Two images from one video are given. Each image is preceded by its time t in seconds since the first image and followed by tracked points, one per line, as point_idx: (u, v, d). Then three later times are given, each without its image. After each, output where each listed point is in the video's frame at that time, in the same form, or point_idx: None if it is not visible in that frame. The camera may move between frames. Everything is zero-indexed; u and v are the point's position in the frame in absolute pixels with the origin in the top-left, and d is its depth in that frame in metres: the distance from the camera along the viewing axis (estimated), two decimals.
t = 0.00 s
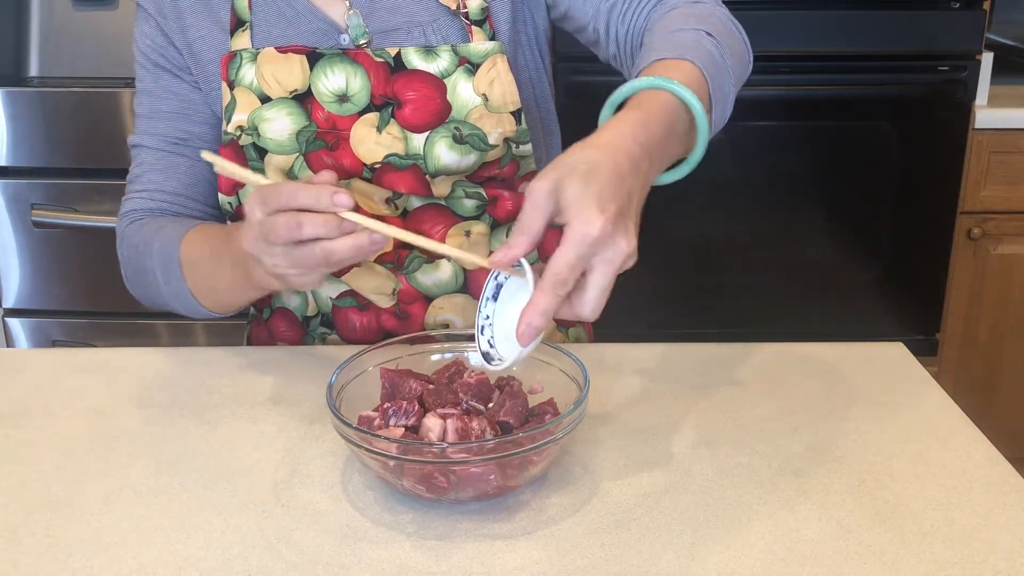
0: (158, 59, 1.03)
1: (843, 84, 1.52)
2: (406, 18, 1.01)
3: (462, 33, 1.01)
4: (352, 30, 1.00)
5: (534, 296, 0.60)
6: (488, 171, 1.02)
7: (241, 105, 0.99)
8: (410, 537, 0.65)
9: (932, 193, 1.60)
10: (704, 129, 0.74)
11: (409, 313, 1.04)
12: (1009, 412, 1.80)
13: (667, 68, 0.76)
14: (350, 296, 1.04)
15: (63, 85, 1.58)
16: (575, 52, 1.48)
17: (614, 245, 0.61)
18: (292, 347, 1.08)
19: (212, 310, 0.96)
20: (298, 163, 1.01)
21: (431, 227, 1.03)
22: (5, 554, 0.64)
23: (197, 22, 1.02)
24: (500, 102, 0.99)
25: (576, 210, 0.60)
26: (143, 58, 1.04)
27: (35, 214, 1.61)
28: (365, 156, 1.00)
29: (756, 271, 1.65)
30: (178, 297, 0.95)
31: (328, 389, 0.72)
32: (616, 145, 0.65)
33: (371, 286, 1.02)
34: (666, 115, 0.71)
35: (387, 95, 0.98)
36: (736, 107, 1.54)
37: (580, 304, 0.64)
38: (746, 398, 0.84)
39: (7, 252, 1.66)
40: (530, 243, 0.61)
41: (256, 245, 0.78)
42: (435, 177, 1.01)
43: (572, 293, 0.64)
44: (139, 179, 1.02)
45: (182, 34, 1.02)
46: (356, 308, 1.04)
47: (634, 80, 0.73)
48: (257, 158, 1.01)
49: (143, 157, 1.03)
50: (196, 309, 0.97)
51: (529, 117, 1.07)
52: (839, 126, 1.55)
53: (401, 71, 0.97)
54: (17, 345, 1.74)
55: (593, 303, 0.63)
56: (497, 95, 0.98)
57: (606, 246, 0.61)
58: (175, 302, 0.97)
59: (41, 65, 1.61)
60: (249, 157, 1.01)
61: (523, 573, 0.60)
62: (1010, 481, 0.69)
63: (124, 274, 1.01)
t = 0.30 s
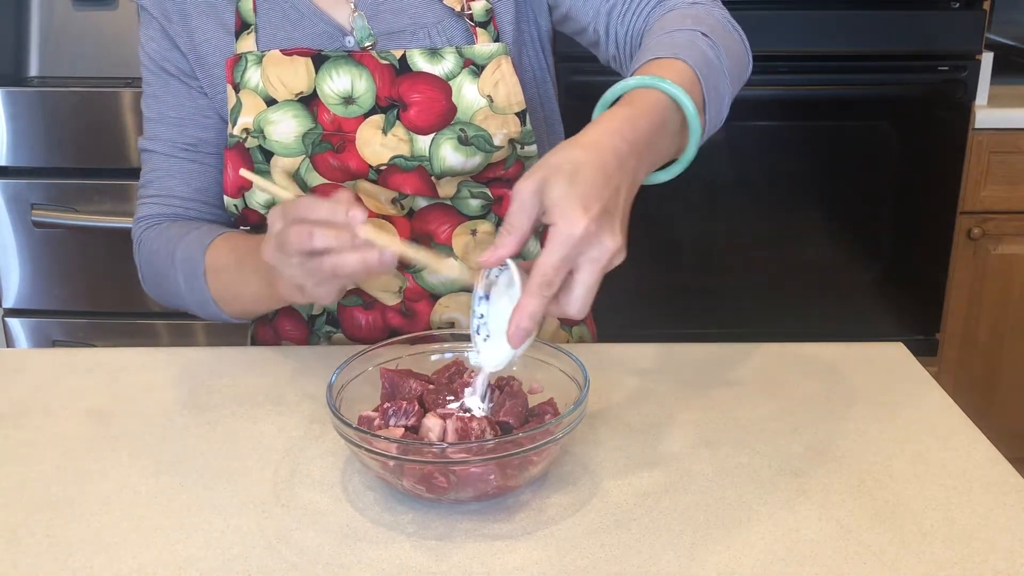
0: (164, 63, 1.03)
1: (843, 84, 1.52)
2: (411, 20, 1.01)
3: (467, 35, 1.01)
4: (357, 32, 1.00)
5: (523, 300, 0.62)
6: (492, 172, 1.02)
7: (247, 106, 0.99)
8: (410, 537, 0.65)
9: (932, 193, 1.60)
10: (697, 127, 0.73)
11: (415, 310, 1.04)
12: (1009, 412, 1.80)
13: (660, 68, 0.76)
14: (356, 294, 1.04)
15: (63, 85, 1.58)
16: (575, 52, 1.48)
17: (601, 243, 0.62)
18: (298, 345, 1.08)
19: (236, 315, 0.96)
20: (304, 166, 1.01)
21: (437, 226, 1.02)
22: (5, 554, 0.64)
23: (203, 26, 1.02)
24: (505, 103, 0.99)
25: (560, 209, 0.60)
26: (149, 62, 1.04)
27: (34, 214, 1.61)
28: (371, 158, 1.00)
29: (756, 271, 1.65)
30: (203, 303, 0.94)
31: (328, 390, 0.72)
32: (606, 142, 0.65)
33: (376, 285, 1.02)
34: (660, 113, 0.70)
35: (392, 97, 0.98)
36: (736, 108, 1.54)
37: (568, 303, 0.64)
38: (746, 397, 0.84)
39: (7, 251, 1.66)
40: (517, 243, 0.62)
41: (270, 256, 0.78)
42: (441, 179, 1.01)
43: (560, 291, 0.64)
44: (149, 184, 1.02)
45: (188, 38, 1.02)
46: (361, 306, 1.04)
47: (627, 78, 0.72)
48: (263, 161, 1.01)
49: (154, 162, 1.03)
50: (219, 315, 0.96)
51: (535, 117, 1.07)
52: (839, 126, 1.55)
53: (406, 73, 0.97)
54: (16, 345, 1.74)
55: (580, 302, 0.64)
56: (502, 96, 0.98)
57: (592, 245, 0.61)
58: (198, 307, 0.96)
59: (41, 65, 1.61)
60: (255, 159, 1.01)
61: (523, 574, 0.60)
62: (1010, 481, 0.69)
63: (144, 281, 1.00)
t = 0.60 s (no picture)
0: (170, 64, 1.04)
1: (842, 84, 1.52)
2: (410, 19, 1.00)
3: (467, 34, 1.01)
4: (357, 32, 1.00)
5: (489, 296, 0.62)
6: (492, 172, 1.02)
7: (248, 106, 0.99)
8: (410, 537, 0.65)
9: (932, 193, 1.60)
10: (677, 119, 0.73)
11: (415, 309, 1.04)
12: (1010, 412, 1.79)
13: (647, 62, 0.76)
14: (357, 293, 1.04)
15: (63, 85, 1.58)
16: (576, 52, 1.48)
17: (565, 238, 0.62)
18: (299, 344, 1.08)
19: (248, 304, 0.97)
20: (304, 165, 1.01)
21: (437, 226, 1.02)
22: (5, 554, 0.64)
23: (206, 25, 1.02)
24: (504, 103, 0.99)
25: (522, 206, 0.61)
26: (156, 63, 1.05)
27: (34, 213, 1.61)
28: (371, 157, 1.00)
29: (756, 271, 1.65)
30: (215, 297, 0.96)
31: (328, 390, 0.72)
32: (578, 137, 0.65)
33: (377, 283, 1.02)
34: (637, 106, 0.70)
35: (392, 97, 0.98)
36: (736, 107, 1.54)
37: (538, 300, 0.65)
38: (746, 397, 0.84)
39: (7, 251, 1.66)
40: (488, 242, 0.65)
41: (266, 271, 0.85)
42: (441, 179, 1.01)
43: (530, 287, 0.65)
44: (157, 183, 1.04)
45: (192, 37, 1.03)
46: (362, 304, 1.04)
47: (605, 73, 0.73)
48: (264, 160, 1.02)
49: (163, 162, 1.05)
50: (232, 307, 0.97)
51: (535, 117, 1.07)
52: (838, 126, 1.55)
53: (405, 73, 0.97)
54: (16, 345, 1.74)
55: (548, 297, 0.64)
56: (501, 96, 0.98)
57: (556, 240, 0.61)
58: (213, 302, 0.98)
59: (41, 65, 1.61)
60: (256, 159, 1.02)
61: (523, 574, 0.60)
62: (1010, 481, 0.69)
63: (160, 280, 1.02)
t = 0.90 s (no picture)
0: (173, 65, 1.05)
1: (842, 84, 1.52)
2: (410, 19, 1.00)
3: (466, 34, 1.00)
4: (357, 31, 1.00)
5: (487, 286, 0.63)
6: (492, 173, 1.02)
7: (251, 106, 0.99)
8: (410, 537, 0.65)
9: (932, 193, 1.60)
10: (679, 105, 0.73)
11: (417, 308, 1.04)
12: (1010, 412, 1.79)
13: (646, 48, 0.76)
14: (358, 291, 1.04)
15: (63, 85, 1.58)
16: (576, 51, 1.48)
17: (563, 226, 0.61)
18: (302, 341, 1.08)
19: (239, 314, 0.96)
20: (306, 165, 1.01)
21: (439, 225, 1.03)
22: (5, 553, 0.64)
23: (207, 26, 1.02)
24: (505, 101, 0.99)
25: (519, 192, 0.61)
26: (160, 64, 1.05)
27: (34, 213, 1.61)
28: (372, 157, 1.00)
29: (757, 271, 1.65)
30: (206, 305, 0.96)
31: (328, 390, 0.72)
32: (578, 123, 0.65)
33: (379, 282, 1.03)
34: (639, 91, 0.70)
35: (393, 96, 0.98)
36: (736, 107, 1.54)
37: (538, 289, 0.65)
38: (745, 397, 0.84)
39: (7, 251, 1.67)
40: (489, 231, 0.65)
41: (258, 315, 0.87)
42: (442, 178, 1.01)
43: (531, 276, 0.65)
44: (160, 184, 1.05)
45: (194, 38, 1.03)
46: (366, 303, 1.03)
47: (605, 59, 0.73)
48: (266, 160, 1.01)
49: (165, 163, 1.05)
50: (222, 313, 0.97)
51: (536, 116, 1.07)
52: (838, 126, 1.55)
53: (406, 72, 0.97)
54: (16, 345, 1.74)
55: (548, 287, 0.64)
56: (501, 95, 0.98)
57: (554, 228, 0.61)
58: (205, 307, 0.98)
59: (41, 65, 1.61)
60: (259, 159, 1.01)
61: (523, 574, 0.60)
62: (1010, 481, 0.69)
63: (159, 284, 1.02)
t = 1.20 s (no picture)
0: (178, 64, 1.04)
1: (842, 84, 1.52)
2: (412, 19, 1.00)
3: (468, 33, 1.01)
4: (361, 31, 1.00)
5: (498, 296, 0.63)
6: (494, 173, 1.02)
7: (254, 105, 0.99)
8: (410, 537, 0.65)
9: (932, 193, 1.60)
10: (683, 106, 0.72)
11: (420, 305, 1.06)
12: (1010, 412, 1.79)
13: (649, 50, 0.76)
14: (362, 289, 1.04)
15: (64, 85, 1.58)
16: (576, 51, 1.48)
17: (573, 236, 0.62)
18: (305, 340, 1.08)
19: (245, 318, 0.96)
20: (310, 164, 1.01)
21: (441, 224, 1.04)
22: (6, 554, 0.64)
23: (212, 26, 1.02)
24: (507, 101, 0.98)
25: (529, 203, 0.61)
26: (164, 64, 1.05)
27: (34, 214, 1.61)
28: (375, 156, 1.00)
29: (756, 271, 1.65)
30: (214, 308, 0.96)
31: (328, 390, 0.72)
32: (583, 130, 0.65)
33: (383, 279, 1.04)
34: (643, 93, 0.70)
35: (396, 95, 0.98)
36: (736, 107, 1.54)
37: (547, 297, 0.64)
38: (745, 397, 0.84)
39: (7, 252, 1.67)
40: (494, 236, 0.64)
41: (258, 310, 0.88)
42: (444, 177, 1.01)
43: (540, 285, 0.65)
44: (167, 184, 1.05)
45: (198, 38, 1.03)
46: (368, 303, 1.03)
47: (608, 64, 0.73)
48: (270, 159, 1.01)
49: (170, 163, 1.05)
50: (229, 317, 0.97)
51: (540, 116, 1.07)
52: (838, 126, 1.55)
53: (408, 72, 0.97)
54: (16, 345, 1.74)
55: (558, 296, 0.64)
56: (504, 94, 0.98)
57: (564, 238, 0.62)
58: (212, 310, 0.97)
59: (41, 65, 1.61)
60: (262, 157, 1.01)
61: (522, 574, 0.60)
62: (1010, 481, 0.69)
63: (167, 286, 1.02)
